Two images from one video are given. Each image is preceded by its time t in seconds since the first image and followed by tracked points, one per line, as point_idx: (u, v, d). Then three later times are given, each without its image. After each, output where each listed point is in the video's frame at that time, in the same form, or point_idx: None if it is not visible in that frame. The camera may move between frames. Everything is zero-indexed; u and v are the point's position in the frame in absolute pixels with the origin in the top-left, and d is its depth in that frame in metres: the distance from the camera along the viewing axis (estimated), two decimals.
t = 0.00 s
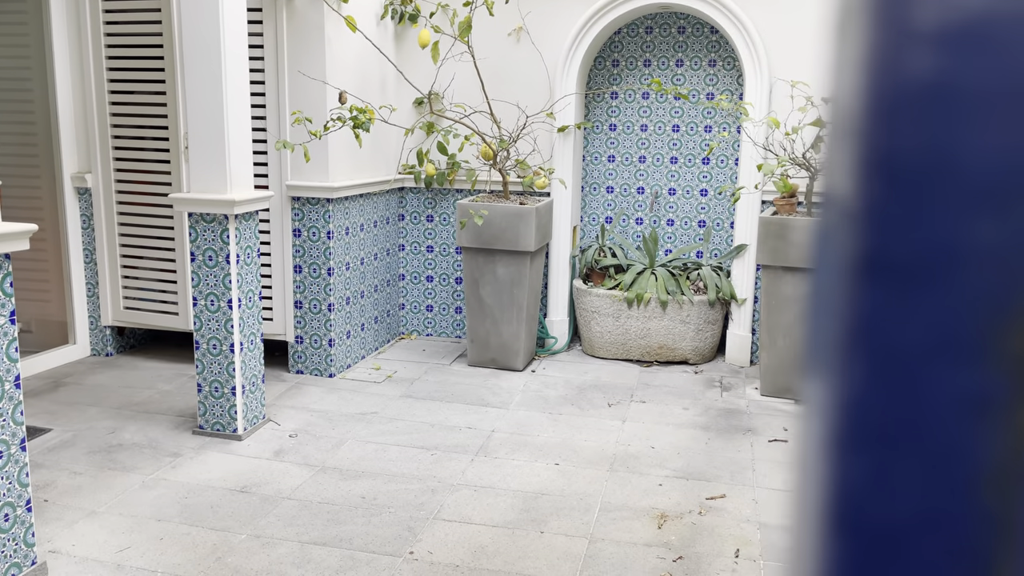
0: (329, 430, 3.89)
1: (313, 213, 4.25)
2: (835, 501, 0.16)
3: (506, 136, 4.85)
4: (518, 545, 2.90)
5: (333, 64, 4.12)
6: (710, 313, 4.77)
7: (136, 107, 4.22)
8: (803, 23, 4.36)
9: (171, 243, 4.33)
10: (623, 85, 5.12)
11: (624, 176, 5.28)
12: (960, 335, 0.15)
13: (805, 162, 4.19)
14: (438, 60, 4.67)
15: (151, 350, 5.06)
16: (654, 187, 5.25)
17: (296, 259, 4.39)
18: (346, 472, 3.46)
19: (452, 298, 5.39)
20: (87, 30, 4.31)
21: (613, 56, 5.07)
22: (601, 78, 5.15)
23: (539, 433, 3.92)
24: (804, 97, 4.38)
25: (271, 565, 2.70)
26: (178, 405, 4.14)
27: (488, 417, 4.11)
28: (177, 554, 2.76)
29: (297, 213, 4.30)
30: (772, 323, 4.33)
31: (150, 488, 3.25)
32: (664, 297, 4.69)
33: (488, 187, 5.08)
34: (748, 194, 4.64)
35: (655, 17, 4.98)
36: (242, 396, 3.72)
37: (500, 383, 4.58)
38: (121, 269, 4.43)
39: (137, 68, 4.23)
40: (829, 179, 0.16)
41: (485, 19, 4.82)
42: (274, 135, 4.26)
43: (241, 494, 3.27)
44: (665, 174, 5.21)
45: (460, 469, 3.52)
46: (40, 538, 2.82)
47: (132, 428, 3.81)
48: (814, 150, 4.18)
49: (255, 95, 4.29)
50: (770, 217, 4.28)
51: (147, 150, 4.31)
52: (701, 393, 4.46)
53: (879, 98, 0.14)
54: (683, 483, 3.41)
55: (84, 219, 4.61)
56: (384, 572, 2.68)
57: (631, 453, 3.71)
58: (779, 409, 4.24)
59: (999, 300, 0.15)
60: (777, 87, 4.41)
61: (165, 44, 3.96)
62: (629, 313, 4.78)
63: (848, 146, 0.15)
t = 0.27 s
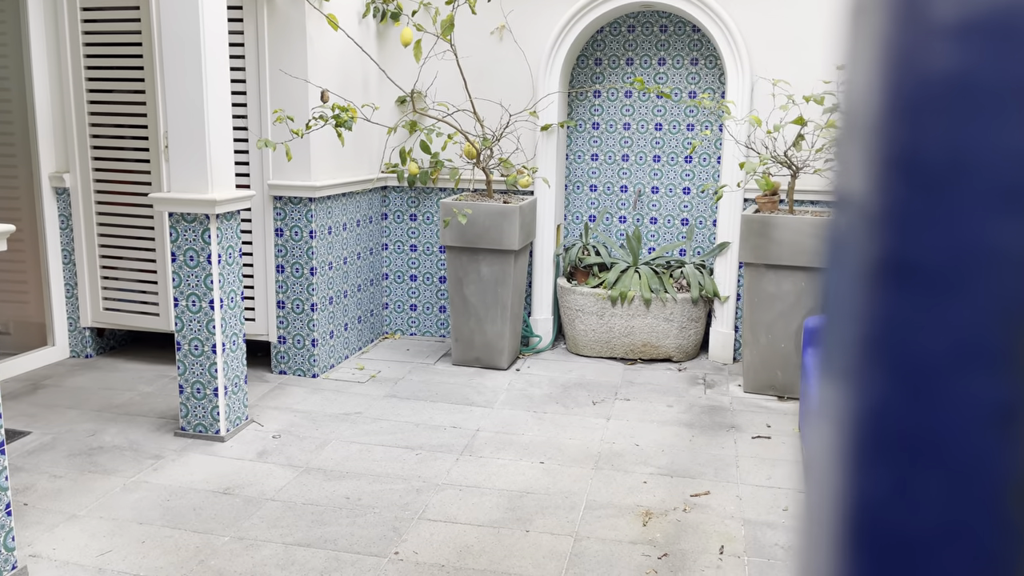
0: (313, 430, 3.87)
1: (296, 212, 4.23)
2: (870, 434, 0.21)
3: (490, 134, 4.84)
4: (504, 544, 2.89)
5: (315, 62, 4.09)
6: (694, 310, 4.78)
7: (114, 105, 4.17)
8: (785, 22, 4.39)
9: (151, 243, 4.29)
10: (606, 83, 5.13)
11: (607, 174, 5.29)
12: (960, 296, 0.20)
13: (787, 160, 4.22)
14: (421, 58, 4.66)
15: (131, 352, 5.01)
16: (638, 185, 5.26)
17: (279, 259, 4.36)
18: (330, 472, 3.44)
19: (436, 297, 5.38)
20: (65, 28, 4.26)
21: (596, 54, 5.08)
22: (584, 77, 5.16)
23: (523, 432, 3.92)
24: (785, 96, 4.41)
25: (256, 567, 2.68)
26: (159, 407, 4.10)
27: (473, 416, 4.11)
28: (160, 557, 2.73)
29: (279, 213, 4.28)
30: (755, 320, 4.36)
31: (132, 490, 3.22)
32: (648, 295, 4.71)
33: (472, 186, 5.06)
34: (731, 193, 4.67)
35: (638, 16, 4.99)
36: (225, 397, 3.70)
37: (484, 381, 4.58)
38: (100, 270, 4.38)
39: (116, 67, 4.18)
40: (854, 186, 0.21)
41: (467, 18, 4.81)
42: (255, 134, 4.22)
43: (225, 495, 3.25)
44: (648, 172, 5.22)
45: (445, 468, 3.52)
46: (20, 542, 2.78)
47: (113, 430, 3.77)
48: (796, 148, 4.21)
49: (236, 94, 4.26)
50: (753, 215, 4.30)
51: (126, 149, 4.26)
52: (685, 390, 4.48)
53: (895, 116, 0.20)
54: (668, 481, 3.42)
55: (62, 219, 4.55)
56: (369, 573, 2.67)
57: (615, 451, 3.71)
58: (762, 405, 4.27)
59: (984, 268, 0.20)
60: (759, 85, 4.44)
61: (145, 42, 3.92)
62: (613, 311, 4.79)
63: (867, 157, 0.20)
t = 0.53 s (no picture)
0: (291, 432, 3.84)
1: (272, 213, 4.19)
2: (900, 394, 0.25)
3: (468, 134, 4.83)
4: (484, 544, 2.88)
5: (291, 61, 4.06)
6: (673, 308, 4.79)
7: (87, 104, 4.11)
8: (761, 22, 4.42)
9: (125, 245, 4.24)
10: (584, 83, 5.14)
11: (585, 173, 5.29)
12: (972, 282, 0.24)
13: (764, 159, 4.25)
14: (398, 57, 4.64)
15: (106, 355, 4.94)
16: (616, 184, 5.27)
17: (256, 259, 4.32)
18: (310, 474, 3.42)
19: (414, 297, 5.36)
20: (35, 27, 4.20)
21: (574, 54, 5.09)
22: (562, 77, 5.17)
23: (503, 431, 3.92)
24: (762, 95, 4.44)
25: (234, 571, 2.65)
26: (135, 409, 4.05)
27: (453, 416, 4.10)
28: (136, 562, 2.70)
29: (256, 213, 4.24)
30: (733, 318, 4.39)
31: (108, 494, 3.17)
32: (627, 293, 4.71)
33: (450, 185, 5.05)
34: (708, 191, 4.69)
35: (615, 15, 5.01)
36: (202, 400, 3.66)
37: (464, 381, 4.57)
38: (74, 271, 4.32)
39: (89, 66, 4.13)
40: (883, 189, 0.25)
41: (444, 16, 4.79)
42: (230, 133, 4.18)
43: (203, 498, 3.21)
44: (626, 171, 5.24)
45: (425, 469, 3.50)
46: None
47: (87, 434, 3.72)
48: (773, 147, 4.25)
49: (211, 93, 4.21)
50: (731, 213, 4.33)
51: (100, 149, 4.21)
52: (664, 388, 4.50)
53: (917, 128, 0.24)
54: (648, 478, 3.43)
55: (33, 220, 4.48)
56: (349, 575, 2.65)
57: (595, 449, 3.72)
58: (740, 402, 4.30)
59: (994, 257, 0.24)
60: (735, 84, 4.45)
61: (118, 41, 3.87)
62: (592, 310, 4.80)
63: (891, 156, 0.24)
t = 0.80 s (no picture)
0: (265, 435, 3.80)
1: (244, 213, 4.15)
2: (954, 445, 0.17)
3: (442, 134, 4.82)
4: (462, 545, 2.88)
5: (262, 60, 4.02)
6: (646, 307, 4.82)
7: (51, 104, 4.03)
8: (731, 22, 4.46)
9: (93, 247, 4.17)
10: (557, 82, 5.15)
11: (559, 173, 5.32)
12: None
13: (736, 159, 4.30)
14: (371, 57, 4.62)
15: (74, 359, 4.86)
16: (590, 183, 5.29)
17: (227, 261, 4.27)
18: (284, 477, 3.38)
19: (389, 298, 5.34)
20: None
21: (547, 53, 5.10)
22: (535, 76, 5.17)
23: (480, 431, 3.91)
24: (733, 95, 4.48)
25: None
26: (104, 414, 3.98)
27: (429, 417, 4.08)
28: (108, 569, 2.65)
29: (227, 214, 4.19)
30: (707, 316, 4.42)
31: (77, 501, 3.12)
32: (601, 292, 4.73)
33: (424, 185, 5.04)
34: (681, 190, 4.73)
35: (588, 16, 5.03)
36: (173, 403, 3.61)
37: (440, 382, 4.55)
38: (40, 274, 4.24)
39: (54, 65, 4.05)
40: (924, 150, 0.17)
41: (417, 16, 4.78)
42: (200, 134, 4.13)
43: (175, 504, 3.17)
44: (600, 171, 5.26)
45: (401, 470, 3.49)
46: None
47: (56, 440, 3.65)
48: (744, 146, 4.28)
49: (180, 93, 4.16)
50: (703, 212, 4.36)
51: (66, 150, 4.13)
52: (639, 386, 4.52)
53: (986, 67, 0.16)
54: (624, 476, 3.45)
55: None
56: None
57: (572, 448, 3.73)
58: (714, 399, 4.33)
59: None
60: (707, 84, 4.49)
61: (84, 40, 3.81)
62: (567, 309, 4.82)
63: (949, 110, 0.17)
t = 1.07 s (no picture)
0: (234, 440, 3.76)
1: (210, 216, 4.09)
2: (1005, 438, 0.18)
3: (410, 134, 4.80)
4: (436, 546, 2.87)
5: (227, 60, 3.97)
6: (616, 307, 4.86)
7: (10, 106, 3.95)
8: (696, 25, 4.51)
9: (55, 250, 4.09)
10: (525, 83, 5.16)
11: (528, 173, 5.33)
12: None
13: (702, 159, 4.33)
14: (338, 57, 4.59)
15: (35, 365, 4.76)
16: (559, 184, 5.31)
17: (193, 264, 4.22)
18: (255, 482, 3.35)
19: (358, 300, 5.31)
20: None
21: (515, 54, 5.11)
22: (503, 77, 5.18)
23: (451, 433, 3.91)
24: (699, 96, 4.53)
25: None
26: (68, 421, 3.91)
27: (400, 419, 4.07)
28: None
29: (193, 217, 4.14)
30: (675, 315, 4.47)
31: (42, 510, 3.06)
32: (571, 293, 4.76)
33: (392, 186, 5.02)
34: (649, 191, 4.77)
35: (555, 16, 5.04)
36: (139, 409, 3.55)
37: (410, 384, 4.54)
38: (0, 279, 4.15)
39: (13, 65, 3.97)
40: (971, 165, 0.19)
41: (384, 16, 4.77)
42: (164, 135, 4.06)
43: (143, 511, 3.12)
44: (568, 171, 5.28)
45: (373, 473, 3.47)
46: None
47: (18, 448, 3.58)
48: (711, 146, 4.33)
49: (143, 94, 4.09)
50: (672, 212, 4.39)
51: (26, 152, 4.05)
52: (610, 385, 4.55)
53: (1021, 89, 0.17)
54: (596, 475, 3.47)
55: None
56: None
57: (544, 448, 3.74)
58: (684, 398, 4.38)
59: None
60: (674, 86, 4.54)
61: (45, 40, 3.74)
62: (537, 309, 4.83)
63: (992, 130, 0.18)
